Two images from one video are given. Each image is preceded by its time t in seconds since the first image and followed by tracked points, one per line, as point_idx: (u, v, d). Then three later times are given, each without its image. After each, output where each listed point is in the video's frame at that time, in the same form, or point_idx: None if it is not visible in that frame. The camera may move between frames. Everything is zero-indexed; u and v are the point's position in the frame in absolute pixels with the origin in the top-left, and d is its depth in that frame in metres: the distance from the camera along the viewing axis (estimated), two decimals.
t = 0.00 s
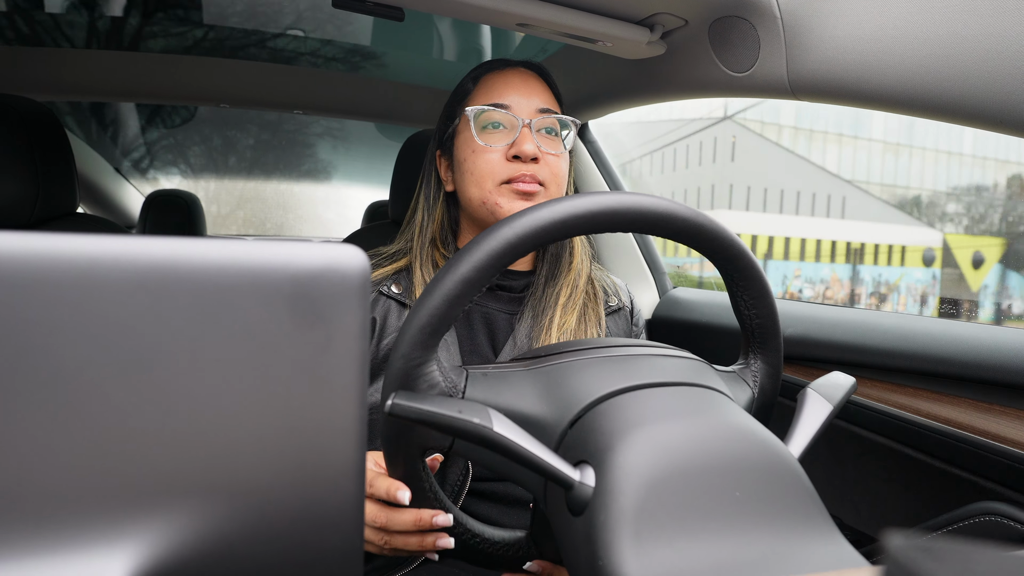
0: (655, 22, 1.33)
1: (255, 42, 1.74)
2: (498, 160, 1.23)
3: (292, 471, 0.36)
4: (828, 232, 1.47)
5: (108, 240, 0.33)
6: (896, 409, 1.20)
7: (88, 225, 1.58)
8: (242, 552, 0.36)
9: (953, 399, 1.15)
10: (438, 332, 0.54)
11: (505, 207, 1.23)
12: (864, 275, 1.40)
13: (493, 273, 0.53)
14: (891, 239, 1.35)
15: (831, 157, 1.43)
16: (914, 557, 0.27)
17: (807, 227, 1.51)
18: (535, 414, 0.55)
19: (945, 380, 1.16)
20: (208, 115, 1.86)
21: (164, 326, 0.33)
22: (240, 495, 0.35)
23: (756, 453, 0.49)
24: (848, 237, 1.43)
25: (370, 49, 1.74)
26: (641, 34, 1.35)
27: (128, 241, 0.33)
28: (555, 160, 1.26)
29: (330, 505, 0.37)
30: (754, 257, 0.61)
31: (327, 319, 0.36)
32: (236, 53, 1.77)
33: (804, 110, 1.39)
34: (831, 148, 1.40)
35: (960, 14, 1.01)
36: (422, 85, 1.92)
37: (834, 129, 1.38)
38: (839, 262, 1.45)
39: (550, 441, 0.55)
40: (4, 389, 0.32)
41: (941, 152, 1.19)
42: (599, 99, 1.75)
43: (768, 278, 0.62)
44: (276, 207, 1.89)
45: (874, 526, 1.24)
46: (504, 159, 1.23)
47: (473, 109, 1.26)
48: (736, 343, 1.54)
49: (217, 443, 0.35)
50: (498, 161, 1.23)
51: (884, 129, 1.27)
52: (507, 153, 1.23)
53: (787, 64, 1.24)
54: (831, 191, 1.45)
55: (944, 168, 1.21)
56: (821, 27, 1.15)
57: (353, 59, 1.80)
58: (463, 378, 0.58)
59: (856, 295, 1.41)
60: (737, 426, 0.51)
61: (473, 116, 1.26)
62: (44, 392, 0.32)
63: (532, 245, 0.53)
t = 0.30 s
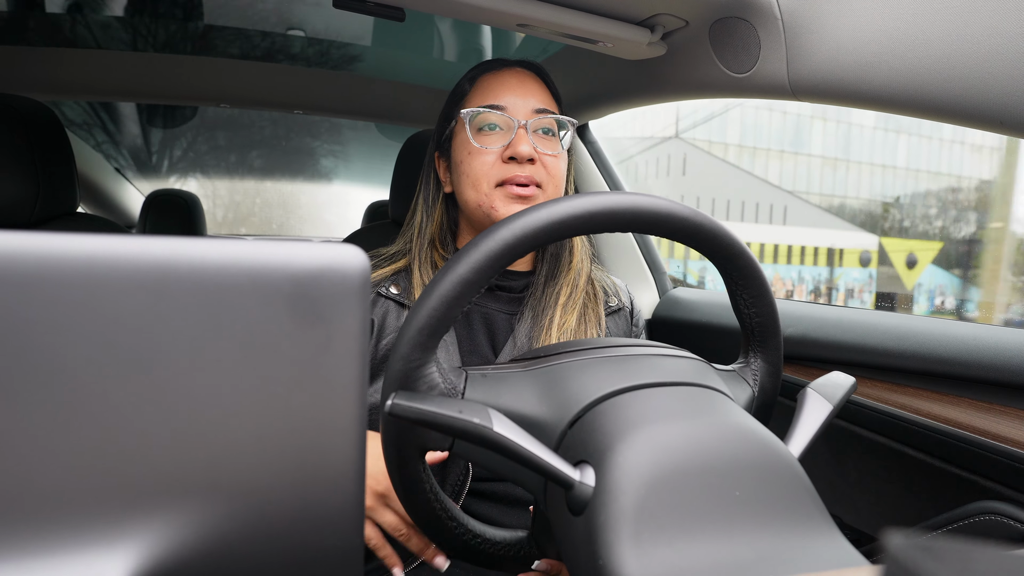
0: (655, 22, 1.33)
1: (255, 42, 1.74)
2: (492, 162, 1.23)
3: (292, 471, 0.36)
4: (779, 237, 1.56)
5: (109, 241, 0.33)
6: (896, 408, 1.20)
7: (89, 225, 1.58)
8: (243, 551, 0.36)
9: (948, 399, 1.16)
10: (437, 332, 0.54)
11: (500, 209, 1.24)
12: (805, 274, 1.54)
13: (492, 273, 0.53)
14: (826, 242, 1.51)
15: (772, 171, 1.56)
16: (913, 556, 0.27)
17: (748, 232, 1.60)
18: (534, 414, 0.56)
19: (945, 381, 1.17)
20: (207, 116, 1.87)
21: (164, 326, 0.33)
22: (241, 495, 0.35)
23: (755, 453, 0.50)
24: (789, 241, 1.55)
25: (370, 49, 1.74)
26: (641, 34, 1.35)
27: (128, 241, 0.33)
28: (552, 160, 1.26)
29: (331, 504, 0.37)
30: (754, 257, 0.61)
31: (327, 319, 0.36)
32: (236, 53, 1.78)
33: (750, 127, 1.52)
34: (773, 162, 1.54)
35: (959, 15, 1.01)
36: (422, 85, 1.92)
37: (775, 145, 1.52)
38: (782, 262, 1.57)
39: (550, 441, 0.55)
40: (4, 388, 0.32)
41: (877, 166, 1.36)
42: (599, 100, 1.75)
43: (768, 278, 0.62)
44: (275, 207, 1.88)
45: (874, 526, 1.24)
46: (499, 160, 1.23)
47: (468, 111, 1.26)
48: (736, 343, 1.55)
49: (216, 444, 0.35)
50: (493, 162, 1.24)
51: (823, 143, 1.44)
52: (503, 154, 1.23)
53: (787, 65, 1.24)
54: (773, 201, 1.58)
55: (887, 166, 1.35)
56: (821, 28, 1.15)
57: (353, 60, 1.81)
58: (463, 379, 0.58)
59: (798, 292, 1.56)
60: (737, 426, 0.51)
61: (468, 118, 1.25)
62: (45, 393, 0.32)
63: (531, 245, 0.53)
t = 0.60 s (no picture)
0: (656, 22, 1.33)
1: (255, 42, 1.74)
2: (474, 167, 1.24)
3: (292, 470, 0.36)
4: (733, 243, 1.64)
5: (110, 240, 0.33)
6: (893, 408, 1.19)
7: (89, 225, 1.58)
8: (243, 551, 0.36)
9: (947, 399, 1.16)
10: (437, 333, 0.54)
11: (485, 213, 1.24)
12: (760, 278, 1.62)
13: (492, 274, 0.53)
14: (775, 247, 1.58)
15: (727, 183, 1.65)
16: (912, 558, 0.27)
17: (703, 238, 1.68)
18: (534, 415, 0.56)
19: (946, 382, 1.16)
20: (208, 115, 1.87)
21: (164, 326, 0.33)
22: (240, 495, 0.35)
23: (755, 454, 0.49)
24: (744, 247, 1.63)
25: (370, 48, 1.74)
26: (641, 34, 1.34)
27: (128, 240, 0.33)
28: (534, 158, 1.25)
29: (331, 504, 0.37)
30: (754, 257, 0.61)
31: (326, 319, 0.36)
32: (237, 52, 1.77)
33: (704, 143, 1.64)
34: (726, 174, 1.64)
35: (959, 15, 1.01)
36: (423, 85, 1.92)
37: (729, 159, 1.63)
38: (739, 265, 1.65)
39: (550, 442, 0.55)
40: (5, 387, 0.32)
41: (825, 177, 1.45)
42: (599, 100, 1.75)
43: (768, 278, 0.62)
44: (275, 208, 1.88)
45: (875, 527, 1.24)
46: (481, 164, 1.24)
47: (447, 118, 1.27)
48: (736, 343, 1.55)
49: (216, 444, 0.35)
50: (475, 167, 1.24)
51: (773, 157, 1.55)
52: (483, 158, 1.24)
53: (787, 65, 1.24)
54: (727, 209, 1.67)
55: (858, 165, 1.38)
56: (820, 30, 1.16)
57: (354, 60, 1.81)
58: (463, 380, 0.58)
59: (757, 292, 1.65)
60: (737, 426, 0.51)
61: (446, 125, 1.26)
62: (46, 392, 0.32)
63: (531, 245, 0.53)
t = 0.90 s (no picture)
0: (656, 22, 1.33)
1: (255, 42, 1.74)
2: (468, 169, 1.24)
3: (293, 469, 0.36)
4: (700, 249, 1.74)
5: (109, 240, 0.33)
6: (895, 409, 1.19)
7: (89, 225, 1.58)
8: (244, 551, 0.36)
9: (949, 399, 1.16)
10: (437, 333, 0.54)
11: (478, 216, 1.24)
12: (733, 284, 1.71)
13: (492, 274, 0.53)
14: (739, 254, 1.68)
15: (691, 192, 1.77)
16: (912, 557, 0.27)
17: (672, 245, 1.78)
18: (534, 415, 0.56)
19: (944, 381, 1.17)
20: (208, 115, 1.88)
21: (165, 326, 0.33)
22: (241, 495, 0.35)
23: (755, 454, 0.50)
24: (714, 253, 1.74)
25: (370, 49, 1.73)
26: (641, 34, 1.34)
27: (128, 241, 0.33)
28: (529, 160, 1.26)
29: (332, 504, 0.37)
30: (753, 258, 0.61)
31: (327, 319, 0.36)
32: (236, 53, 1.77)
33: (671, 157, 1.79)
34: (690, 184, 1.75)
35: (959, 15, 1.02)
36: (422, 85, 1.91)
37: (693, 169, 1.75)
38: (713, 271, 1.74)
39: (550, 442, 0.55)
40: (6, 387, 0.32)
41: (781, 186, 1.57)
42: (599, 101, 1.75)
43: (768, 279, 0.62)
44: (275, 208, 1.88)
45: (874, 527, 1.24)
46: (475, 167, 1.24)
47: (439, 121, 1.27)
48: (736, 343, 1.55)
49: (217, 444, 0.35)
50: (468, 170, 1.24)
51: (733, 168, 1.65)
52: (476, 161, 1.24)
53: (787, 66, 1.24)
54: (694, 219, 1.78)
55: (812, 174, 1.50)
56: (819, 31, 1.16)
57: (354, 60, 1.81)
58: (463, 380, 0.58)
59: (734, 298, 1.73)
60: (737, 426, 0.51)
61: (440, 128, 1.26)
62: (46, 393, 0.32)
63: (531, 246, 0.53)
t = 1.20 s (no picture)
0: (656, 22, 1.33)
1: (255, 43, 1.74)
2: (477, 163, 1.24)
3: (293, 469, 0.36)
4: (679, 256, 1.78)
5: (109, 240, 0.33)
6: (893, 408, 1.21)
7: (89, 225, 1.58)
8: (244, 550, 0.36)
9: (949, 399, 1.15)
10: (436, 334, 0.54)
11: (485, 214, 1.24)
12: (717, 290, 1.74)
13: (492, 274, 0.53)
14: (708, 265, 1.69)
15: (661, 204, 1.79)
16: (913, 556, 0.27)
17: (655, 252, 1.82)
18: (534, 415, 0.56)
19: (941, 381, 1.16)
20: (209, 115, 1.88)
21: (165, 326, 0.33)
22: (240, 495, 0.35)
23: (756, 454, 0.49)
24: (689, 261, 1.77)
25: (370, 49, 1.73)
26: (641, 34, 1.34)
27: (128, 241, 0.33)
28: (538, 159, 1.26)
29: (332, 505, 0.37)
30: (753, 257, 0.61)
31: (327, 319, 0.36)
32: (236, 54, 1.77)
33: (646, 172, 1.86)
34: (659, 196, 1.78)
35: (958, 14, 1.02)
36: (423, 85, 1.91)
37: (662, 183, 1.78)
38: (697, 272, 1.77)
39: (550, 442, 0.55)
40: (7, 387, 0.32)
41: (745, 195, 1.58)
42: (599, 100, 1.75)
43: (767, 278, 0.62)
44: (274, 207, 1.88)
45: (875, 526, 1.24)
46: (484, 161, 1.24)
47: (452, 113, 1.27)
48: (736, 343, 1.55)
49: (218, 444, 0.35)
50: (477, 164, 1.24)
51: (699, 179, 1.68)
52: (486, 156, 1.24)
53: (787, 65, 1.24)
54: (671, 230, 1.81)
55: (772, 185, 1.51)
56: (819, 29, 1.16)
57: (354, 61, 1.81)
58: (463, 379, 0.58)
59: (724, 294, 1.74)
60: (737, 426, 0.51)
61: (452, 120, 1.26)
62: (45, 393, 0.32)
63: (529, 246, 0.53)
